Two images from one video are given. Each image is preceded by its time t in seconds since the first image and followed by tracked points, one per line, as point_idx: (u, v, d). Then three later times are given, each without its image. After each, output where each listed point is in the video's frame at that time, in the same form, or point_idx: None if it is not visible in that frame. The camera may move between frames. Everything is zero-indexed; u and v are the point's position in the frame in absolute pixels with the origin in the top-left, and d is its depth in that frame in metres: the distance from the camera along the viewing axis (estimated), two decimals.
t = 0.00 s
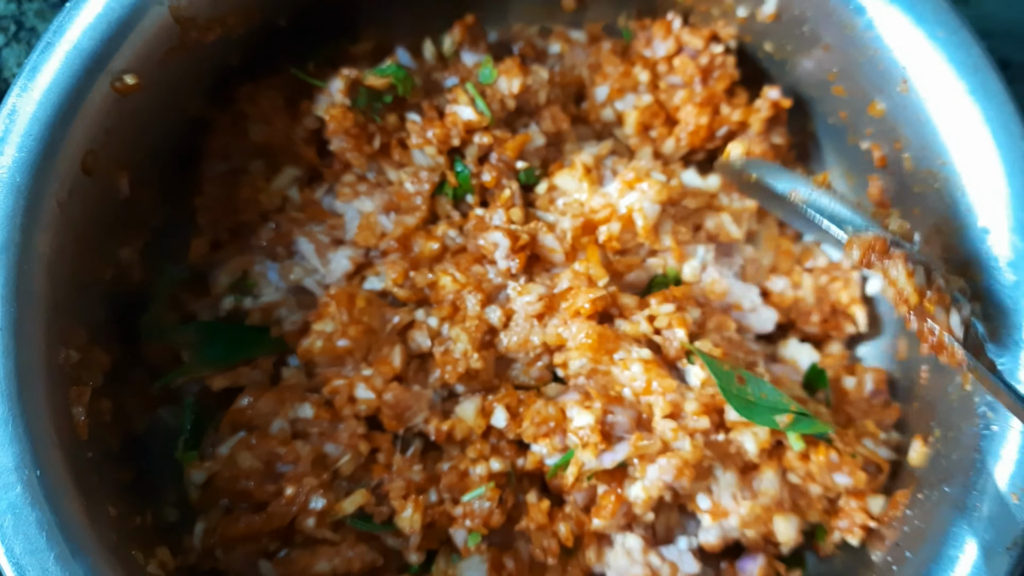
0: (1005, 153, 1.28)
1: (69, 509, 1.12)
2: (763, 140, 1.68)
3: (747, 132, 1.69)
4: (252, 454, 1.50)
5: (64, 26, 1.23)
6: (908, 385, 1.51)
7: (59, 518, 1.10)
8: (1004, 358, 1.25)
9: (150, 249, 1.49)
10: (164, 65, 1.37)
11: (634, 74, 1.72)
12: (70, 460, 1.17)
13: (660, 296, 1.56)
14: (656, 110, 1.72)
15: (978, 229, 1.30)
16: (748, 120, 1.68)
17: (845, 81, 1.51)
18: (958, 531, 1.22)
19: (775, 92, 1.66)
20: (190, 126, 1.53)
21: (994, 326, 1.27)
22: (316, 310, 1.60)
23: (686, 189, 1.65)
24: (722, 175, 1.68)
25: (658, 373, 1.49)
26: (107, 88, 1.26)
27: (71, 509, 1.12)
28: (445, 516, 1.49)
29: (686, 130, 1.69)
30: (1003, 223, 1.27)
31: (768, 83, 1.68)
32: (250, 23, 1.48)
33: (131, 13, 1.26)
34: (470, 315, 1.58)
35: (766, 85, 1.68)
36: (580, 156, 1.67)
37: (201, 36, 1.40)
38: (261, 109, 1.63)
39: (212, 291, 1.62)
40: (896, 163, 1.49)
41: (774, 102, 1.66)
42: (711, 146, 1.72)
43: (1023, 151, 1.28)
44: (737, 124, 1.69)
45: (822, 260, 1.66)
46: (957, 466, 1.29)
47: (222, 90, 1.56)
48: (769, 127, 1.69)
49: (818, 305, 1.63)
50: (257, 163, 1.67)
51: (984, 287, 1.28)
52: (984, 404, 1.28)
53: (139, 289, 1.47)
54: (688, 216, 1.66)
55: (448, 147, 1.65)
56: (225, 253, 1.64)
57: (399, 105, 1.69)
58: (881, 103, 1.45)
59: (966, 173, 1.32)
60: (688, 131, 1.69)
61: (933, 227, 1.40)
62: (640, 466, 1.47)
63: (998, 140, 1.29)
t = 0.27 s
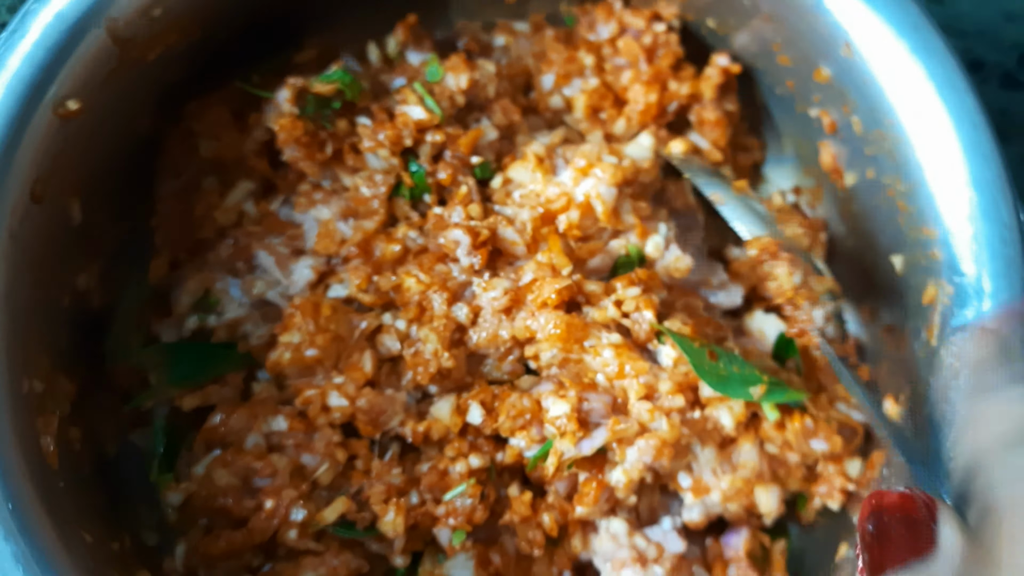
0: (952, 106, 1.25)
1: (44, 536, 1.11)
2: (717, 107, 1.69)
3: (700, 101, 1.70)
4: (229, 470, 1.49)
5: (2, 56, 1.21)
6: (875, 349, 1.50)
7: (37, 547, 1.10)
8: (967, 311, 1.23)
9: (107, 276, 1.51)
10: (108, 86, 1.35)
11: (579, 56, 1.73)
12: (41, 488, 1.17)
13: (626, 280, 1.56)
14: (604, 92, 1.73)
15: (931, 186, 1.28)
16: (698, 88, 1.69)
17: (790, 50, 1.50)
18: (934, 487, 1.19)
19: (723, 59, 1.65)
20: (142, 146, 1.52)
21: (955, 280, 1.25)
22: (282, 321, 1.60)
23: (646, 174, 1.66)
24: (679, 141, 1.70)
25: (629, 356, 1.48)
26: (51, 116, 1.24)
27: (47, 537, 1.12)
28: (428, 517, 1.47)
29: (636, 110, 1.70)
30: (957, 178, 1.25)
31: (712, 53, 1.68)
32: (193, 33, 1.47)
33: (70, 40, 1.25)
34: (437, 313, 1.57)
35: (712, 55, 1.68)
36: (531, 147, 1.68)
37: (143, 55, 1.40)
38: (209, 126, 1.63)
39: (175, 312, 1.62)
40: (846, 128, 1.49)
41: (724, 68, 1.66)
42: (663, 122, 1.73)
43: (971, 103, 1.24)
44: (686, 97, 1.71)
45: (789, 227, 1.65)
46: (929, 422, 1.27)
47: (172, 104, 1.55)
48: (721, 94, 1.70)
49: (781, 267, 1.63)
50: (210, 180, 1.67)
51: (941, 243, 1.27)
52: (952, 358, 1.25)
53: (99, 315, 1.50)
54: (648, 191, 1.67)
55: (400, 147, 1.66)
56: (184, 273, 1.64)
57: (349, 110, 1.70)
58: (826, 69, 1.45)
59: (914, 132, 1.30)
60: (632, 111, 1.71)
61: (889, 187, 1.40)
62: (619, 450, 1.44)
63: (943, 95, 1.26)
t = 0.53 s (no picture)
0: (958, 90, 1.20)
1: None
2: (704, 99, 1.61)
3: (687, 94, 1.62)
4: (207, 511, 1.40)
5: None
6: (879, 345, 1.45)
7: None
8: (984, 306, 1.15)
9: (64, 310, 1.40)
10: (50, 107, 1.26)
11: (556, 52, 1.63)
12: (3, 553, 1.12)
13: (619, 287, 1.47)
14: (585, 90, 1.65)
15: (939, 174, 1.22)
16: (683, 84, 1.60)
17: (780, 37, 1.42)
18: (963, 493, 1.10)
19: (709, 48, 1.54)
20: (90, 170, 1.41)
21: (970, 273, 1.17)
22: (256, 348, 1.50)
23: (636, 178, 1.57)
24: (651, 154, 1.57)
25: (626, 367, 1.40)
26: None
27: None
28: (423, 548, 1.39)
29: (619, 107, 1.62)
30: (967, 164, 1.18)
31: (697, 43, 1.56)
32: (138, 49, 1.36)
33: (6, 56, 1.15)
34: (421, 331, 1.48)
35: (696, 44, 1.56)
36: (510, 150, 1.59)
37: (88, 69, 1.29)
38: (166, 142, 1.52)
39: (140, 342, 1.53)
40: (844, 117, 1.43)
41: (710, 58, 1.55)
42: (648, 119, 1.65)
43: (979, 86, 1.19)
44: (671, 92, 1.62)
45: (789, 221, 1.62)
46: (951, 425, 1.18)
47: (117, 130, 1.44)
48: (707, 86, 1.60)
49: (777, 268, 1.60)
50: (169, 201, 1.57)
51: (952, 233, 1.20)
52: (971, 355, 1.17)
53: (59, 352, 1.39)
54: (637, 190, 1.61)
55: (372, 157, 1.56)
56: (148, 300, 1.54)
57: (315, 119, 1.58)
58: (822, 55, 1.37)
59: (919, 118, 1.24)
60: (616, 110, 1.62)
61: (892, 177, 1.34)
62: (621, 469, 1.36)
63: (949, 79, 1.21)
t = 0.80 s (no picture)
0: (1015, 50, 1.02)
1: None
2: (720, 70, 1.42)
3: (702, 63, 1.43)
4: (160, 529, 1.24)
5: None
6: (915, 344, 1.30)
7: None
8: None
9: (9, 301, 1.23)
10: None
11: (557, 17, 1.46)
12: None
13: (626, 277, 1.31)
14: (589, 59, 1.48)
15: (995, 145, 1.05)
16: (699, 49, 1.40)
17: None
18: None
19: (725, 13, 1.35)
20: (39, 145, 1.26)
21: None
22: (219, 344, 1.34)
23: (645, 156, 1.41)
24: (663, 129, 1.39)
25: (633, 367, 1.24)
26: None
27: None
28: (403, 571, 1.24)
29: (626, 78, 1.45)
30: None
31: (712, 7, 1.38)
32: (89, 9, 1.21)
33: None
34: (403, 327, 1.32)
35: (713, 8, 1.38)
36: (505, 125, 1.43)
37: (29, 27, 1.15)
38: (122, 116, 1.34)
39: (93, 338, 1.36)
40: (880, 87, 1.25)
41: (727, 23, 1.36)
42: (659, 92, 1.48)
43: None
44: (685, 61, 1.44)
45: (813, 205, 1.46)
46: (1010, 435, 1.00)
47: (73, 101, 1.29)
48: (725, 54, 1.41)
49: (803, 259, 1.43)
50: (127, 180, 1.40)
51: (1011, 216, 1.03)
52: None
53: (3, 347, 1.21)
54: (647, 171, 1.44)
55: (351, 131, 1.41)
56: (103, 291, 1.38)
57: (288, 88, 1.41)
58: (856, 16, 1.20)
59: (971, 84, 1.06)
60: (623, 82, 1.46)
61: (936, 152, 1.17)
62: (629, 484, 1.19)
63: (1007, 38, 1.02)
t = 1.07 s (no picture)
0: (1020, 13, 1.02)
1: None
2: (727, 44, 1.42)
3: (708, 38, 1.43)
4: (166, 496, 1.24)
5: None
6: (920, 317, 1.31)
7: None
8: None
9: (18, 268, 1.24)
10: None
11: None
12: None
13: (632, 247, 1.32)
14: (596, 33, 1.47)
15: (1002, 109, 1.04)
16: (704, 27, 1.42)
17: None
18: None
19: None
20: (51, 113, 1.27)
21: None
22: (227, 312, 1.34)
23: (652, 128, 1.41)
24: (669, 102, 1.40)
25: (639, 336, 1.25)
26: None
27: None
28: (409, 539, 1.24)
29: (633, 52, 1.45)
30: None
31: None
32: None
33: None
34: (409, 297, 1.34)
35: None
36: (513, 98, 1.44)
37: None
38: (132, 83, 1.36)
39: (99, 308, 1.36)
40: (886, 58, 1.26)
41: None
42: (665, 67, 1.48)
43: None
44: (692, 35, 1.44)
45: (819, 179, 1.46)
46: (1018, 397, 1.00)
47: (80, 67, 1.31)
48: (731, 29, 1.42)
49: (811, 232, 1.42)
50: (136, 150, 1.40)
51: (1019, 179, 1.03)
52: None
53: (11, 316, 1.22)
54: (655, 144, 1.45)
55: (359, 102, 1.41)
56: (110, 262, 1.37)
57: (296, 60, 1.42)
58: None
59: (978, 50, 1.06)
60: (632, 56, 1.45)
61: (943, 120, 1.17)
62: (635, 451, 1.19)
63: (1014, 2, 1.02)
